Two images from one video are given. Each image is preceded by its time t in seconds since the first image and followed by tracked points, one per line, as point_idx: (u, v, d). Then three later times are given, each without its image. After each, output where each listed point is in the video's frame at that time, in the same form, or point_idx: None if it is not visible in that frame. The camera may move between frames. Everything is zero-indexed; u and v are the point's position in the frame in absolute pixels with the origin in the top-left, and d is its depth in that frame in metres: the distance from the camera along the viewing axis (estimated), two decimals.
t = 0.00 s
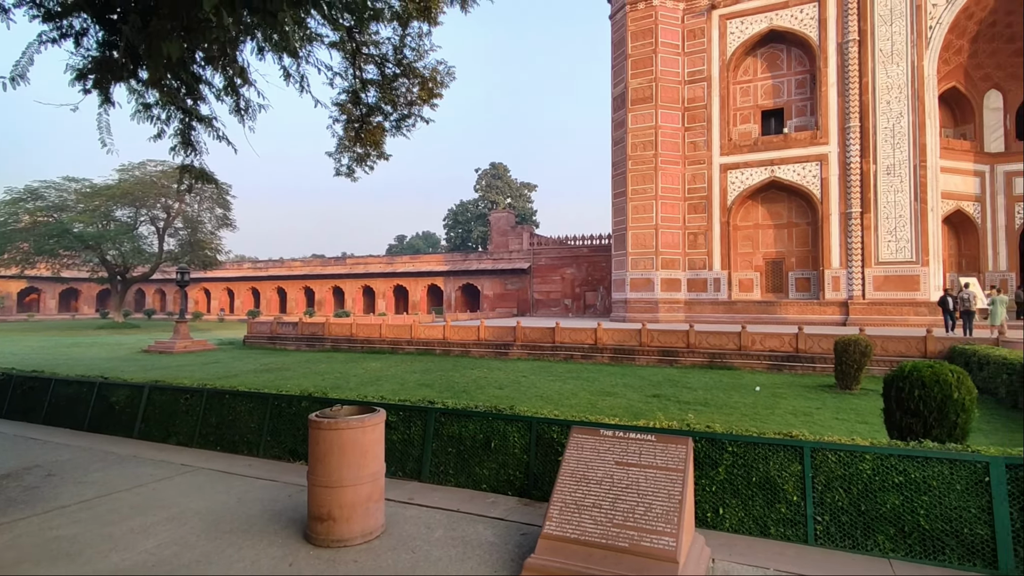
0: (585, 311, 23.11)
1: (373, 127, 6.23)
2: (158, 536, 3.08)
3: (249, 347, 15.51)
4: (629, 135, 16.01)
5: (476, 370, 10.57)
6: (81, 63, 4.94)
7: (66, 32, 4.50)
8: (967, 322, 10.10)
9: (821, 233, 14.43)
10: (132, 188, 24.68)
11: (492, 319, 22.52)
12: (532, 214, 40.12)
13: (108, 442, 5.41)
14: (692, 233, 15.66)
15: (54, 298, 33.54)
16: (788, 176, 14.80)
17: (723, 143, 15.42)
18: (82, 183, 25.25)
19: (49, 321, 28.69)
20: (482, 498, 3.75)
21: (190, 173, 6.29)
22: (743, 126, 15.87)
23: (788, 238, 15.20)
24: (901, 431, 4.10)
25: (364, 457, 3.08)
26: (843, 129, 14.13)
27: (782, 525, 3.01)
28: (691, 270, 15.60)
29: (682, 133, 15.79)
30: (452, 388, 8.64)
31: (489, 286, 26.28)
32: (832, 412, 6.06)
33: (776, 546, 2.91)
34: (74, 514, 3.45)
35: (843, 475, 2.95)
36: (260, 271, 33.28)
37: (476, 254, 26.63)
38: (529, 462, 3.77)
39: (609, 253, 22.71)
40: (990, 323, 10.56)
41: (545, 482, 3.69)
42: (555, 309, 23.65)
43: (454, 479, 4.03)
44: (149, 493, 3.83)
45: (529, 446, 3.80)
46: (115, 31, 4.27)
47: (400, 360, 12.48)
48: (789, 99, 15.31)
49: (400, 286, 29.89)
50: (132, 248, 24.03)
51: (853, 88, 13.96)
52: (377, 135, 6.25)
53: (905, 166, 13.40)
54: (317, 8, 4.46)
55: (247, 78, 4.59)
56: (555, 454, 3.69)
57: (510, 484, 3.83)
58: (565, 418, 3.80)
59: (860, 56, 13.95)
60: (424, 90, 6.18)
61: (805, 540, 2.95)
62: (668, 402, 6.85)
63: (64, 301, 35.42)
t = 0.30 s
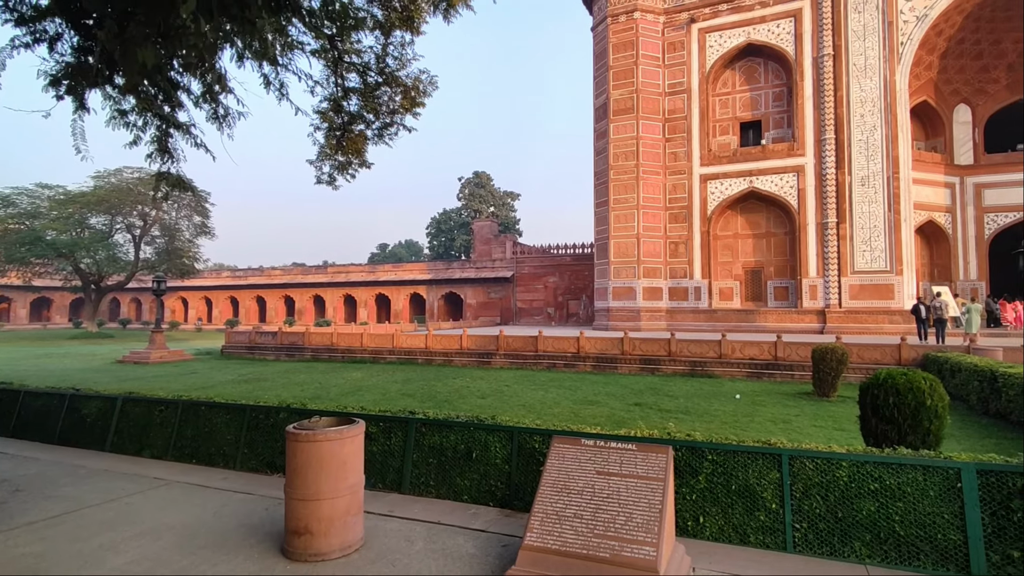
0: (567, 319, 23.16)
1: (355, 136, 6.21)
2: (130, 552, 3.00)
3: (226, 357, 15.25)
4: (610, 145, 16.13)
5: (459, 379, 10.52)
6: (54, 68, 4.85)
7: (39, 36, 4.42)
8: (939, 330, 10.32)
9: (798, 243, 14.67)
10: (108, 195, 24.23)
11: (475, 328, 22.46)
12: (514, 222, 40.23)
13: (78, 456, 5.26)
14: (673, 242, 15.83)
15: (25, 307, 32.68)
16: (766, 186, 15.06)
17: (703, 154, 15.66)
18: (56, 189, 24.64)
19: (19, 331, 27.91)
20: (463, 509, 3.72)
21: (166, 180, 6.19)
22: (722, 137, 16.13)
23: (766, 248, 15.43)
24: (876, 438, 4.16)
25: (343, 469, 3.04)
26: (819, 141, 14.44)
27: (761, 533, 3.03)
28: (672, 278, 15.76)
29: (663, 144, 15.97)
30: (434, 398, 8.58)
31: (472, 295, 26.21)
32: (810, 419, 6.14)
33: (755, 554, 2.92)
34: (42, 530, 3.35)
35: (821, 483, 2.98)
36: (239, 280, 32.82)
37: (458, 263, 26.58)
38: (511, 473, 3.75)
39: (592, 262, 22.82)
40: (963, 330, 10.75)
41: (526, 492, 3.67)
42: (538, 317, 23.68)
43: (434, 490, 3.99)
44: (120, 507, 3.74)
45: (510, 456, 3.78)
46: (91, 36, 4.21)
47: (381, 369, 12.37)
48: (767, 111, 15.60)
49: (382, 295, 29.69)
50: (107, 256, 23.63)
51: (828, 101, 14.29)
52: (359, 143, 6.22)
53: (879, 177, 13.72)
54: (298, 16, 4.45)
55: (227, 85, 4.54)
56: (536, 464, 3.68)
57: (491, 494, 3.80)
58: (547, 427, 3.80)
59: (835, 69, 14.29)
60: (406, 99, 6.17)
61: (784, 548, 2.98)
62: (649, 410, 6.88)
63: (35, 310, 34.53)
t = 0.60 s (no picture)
0: (550, 327, 23.21)
1: (337, 143, 6.18)
2: (100, 569, 2.92)
3: (204, 367, 14.98)
4: (592, 155, 16.23)
5: (441, 388, 10.46)
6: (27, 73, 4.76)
7: (12, 40, 4.33)
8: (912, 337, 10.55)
9: (776, 252, 14.92)
10: (82, 202, 23.73)
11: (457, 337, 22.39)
12: (497, 231, 40.29)
13: (48, 470, 5.11)
14: (655, 250, 15.99)
15: None
16: (745, 196, 15.30)
17: (683, 164, 15.86)
18: (28, 196, 24.09)
19: None
20: (444, 521, 3.69)
21: (142, 187, 6.09)
22: (702, 147, 16.36)
23: (746, 256, 15.65)
24: (852, 445, 4.22)
25: (321, 481, 3.00)
26: (796, 152, 14.73)
27: (740, 540, 3.05)
28: (653, 286, 15.91)
29: (644, 154, 16.15)
30: (416, 407, 8.52)
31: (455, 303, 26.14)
32: (789, 426, 6.22)
33: (735, 562, 2.94)
34: (8, 547, 3.24)
35: (798, 489, 3.02)
36: (217, 288, 32.31)
37: (441, 271, 26.51)
38: (492, 483, 3.73)
39: (574, 270, 22.93)
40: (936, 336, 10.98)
41: (507, 502, 3.65)
42: (521, 326, 23.69)
43: (415, 501, 3.95)
44: (91, 522, 3.64)
45: (492, 466, 3.76)
46: (65, 40, 4.13)
47: (363, 378, 12.25)
48: (745, 123, 15.88)
49: (364, 303, 29.46)
50: (81, 264, 23.08)
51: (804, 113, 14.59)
52: (340, 151, 6.19)
53: (853, 188, 14.02)
54: (279, 23, 4.43)
55: (205, 91, 4.49)
56: (519, 474, 3.66)
57: (472, 505, 3.77)
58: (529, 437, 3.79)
59: (810, 82, 14.61)
60: (389, 107, 6.17)
61: (763, 554, 3.00)
62: (631, 418, 6.91)
63: (4, 319, 33.60)
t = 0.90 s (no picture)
0: (533, 336, 23.22)
1: (318, 151, 6.14)
2: None
3: (180, 377, 14.69)
4: (575, 164, 16.32)
5: (422, 397, 10.38)
6: None
7: None
8: (887, 345, 10.75)
9: (755, 261, 15.15)
10: (56, 208, 23.18)
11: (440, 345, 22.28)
12: (480, 239, 40.30)
13: (15, 484, 4.96)
14: (637, 259, 16.12)
15: None
16: (724, 206, 15.52)
17: (664, 174, 16.05)
18: None
19: None
20: (424, 532, 3.65)
21: (117, 194, 5.98)
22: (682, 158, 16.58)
23: (725, 266, 15.86)
24: (829, 452, 4.27)
25: (298, 493, 2.96)
26: (773, 163, 15.01)
27: (720, 548, 3.07)
28: (635, 295, 16.03)
29: (626, 164, 16.31)
30: (397, 417, 8.44)
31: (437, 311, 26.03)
32: (768, 434, 6.30)
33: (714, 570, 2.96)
34: None
35: (776, 497, 3.05)
36: (195, 296, 31.77)
37: (423, 279, 26.40)
38: (473, 493, 3.70)
39: (557, 278, 23.01)
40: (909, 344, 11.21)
41: (488, 513, 3.63)
42: (504, 334, 23.68)
43: (395, 512, 3.91)
44: (60, 537, 3.54)
45: (472, 476, 3.74)
46: (39, 44, 4.07)
47: (343, 388, 12.11)
48: (724, 134, 16.14)
49: (345, 311, 29.18)
50: (54, 272, 22.58)
51: (781, 125, 14.88)
52: (322, 158, 6.15)
53: (829, 199, 14.31)
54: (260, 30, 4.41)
55: (182, 97, 4.44)
56: (500, 484, 3.65)
57: (453, 516, 3.74)
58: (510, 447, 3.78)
59: (787, 95, 14.92)
60: (371, 115, 6.15)
61: (742, 562, 3.02)
62: (613, 427, 6.92)
63: None
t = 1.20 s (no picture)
0: (516, 345, 23.20)
1: (299, 158, 6.10)
2: None
3: (154, 387, 14.38)
4: (558, 174, 16.40)
5: (403, 408, 10.29)
6: None
7: None
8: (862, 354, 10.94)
9: (734, 271, 15.35)
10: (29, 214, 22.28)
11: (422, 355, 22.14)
12: (464, 248, 40.27)
13: None
14: (619, 269, 16.24)
15: None
16: (704, 217, 15.73)
17: (645, 185, 16.23)
18: None
19: None
20: (403, 545, 3.61)
21: (91, 200, 5.86)
22: (663, 169, 16.78)
23: (706, 275, 16.05)
24: (806, 461, 4.32)
25: (274, 506, 2.90)
26: (752, 175, 15.27)
27: (699, 557, 3.09)
28: (617, 304, 16.12)
29: (608, 174, 16.45)
30: (377, 427, 8.35)
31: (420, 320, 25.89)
32: (746, 442, 6.36)
33: None
34: None
35: (754, 506, 3.07)
36: (171, 305, 31.18)
37: (405, 288, 26.26)
38: (453, 505, 3.67)
39: (540, 288, 23.06)
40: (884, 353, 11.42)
41: (468, 525, 3.61)
42: (486, 343, 23.63)
43: (373, 525, 3.85)
44: (25, 553, 3.43)
45: (453, 488, 3.71)
46: (11, 48, 3.99)
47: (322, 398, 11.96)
48: (704, 146, 16.40)
49: (326, 320, 28.87)
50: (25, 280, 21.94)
51: (759, 139, 15.17)
52: (303, 166, 6.11)
53: (806, 211, 14.58)
54: (240, 37, 4.38)
55: (159, 103, 4.37)
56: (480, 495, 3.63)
57: (432, 529, 3.70)
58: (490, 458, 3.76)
59: (765, 109, 15.21)
60: (353, 123, 6.13)
61: (721, 571, 3.04)
62: (594, 437, 6.92)
63: None
